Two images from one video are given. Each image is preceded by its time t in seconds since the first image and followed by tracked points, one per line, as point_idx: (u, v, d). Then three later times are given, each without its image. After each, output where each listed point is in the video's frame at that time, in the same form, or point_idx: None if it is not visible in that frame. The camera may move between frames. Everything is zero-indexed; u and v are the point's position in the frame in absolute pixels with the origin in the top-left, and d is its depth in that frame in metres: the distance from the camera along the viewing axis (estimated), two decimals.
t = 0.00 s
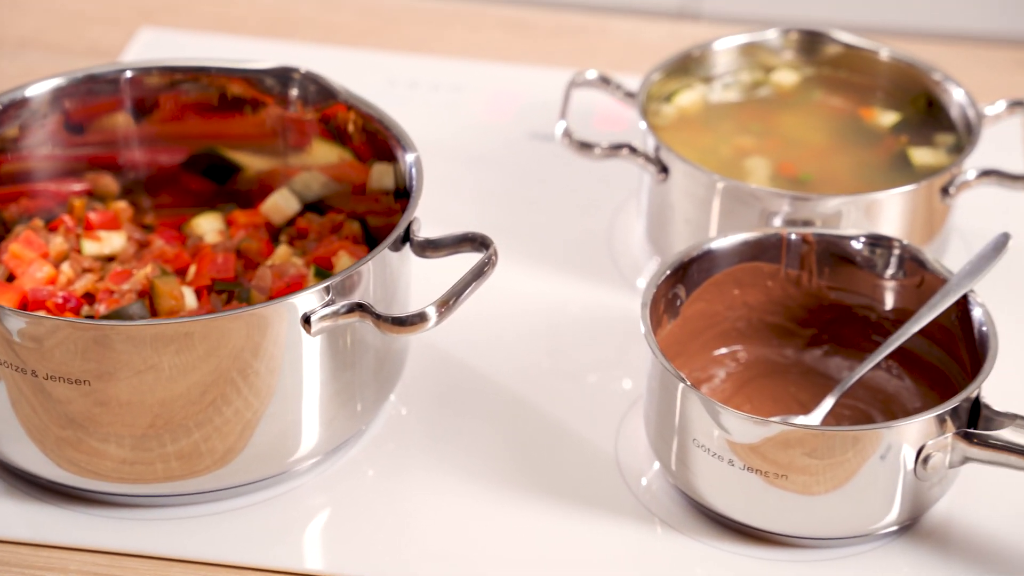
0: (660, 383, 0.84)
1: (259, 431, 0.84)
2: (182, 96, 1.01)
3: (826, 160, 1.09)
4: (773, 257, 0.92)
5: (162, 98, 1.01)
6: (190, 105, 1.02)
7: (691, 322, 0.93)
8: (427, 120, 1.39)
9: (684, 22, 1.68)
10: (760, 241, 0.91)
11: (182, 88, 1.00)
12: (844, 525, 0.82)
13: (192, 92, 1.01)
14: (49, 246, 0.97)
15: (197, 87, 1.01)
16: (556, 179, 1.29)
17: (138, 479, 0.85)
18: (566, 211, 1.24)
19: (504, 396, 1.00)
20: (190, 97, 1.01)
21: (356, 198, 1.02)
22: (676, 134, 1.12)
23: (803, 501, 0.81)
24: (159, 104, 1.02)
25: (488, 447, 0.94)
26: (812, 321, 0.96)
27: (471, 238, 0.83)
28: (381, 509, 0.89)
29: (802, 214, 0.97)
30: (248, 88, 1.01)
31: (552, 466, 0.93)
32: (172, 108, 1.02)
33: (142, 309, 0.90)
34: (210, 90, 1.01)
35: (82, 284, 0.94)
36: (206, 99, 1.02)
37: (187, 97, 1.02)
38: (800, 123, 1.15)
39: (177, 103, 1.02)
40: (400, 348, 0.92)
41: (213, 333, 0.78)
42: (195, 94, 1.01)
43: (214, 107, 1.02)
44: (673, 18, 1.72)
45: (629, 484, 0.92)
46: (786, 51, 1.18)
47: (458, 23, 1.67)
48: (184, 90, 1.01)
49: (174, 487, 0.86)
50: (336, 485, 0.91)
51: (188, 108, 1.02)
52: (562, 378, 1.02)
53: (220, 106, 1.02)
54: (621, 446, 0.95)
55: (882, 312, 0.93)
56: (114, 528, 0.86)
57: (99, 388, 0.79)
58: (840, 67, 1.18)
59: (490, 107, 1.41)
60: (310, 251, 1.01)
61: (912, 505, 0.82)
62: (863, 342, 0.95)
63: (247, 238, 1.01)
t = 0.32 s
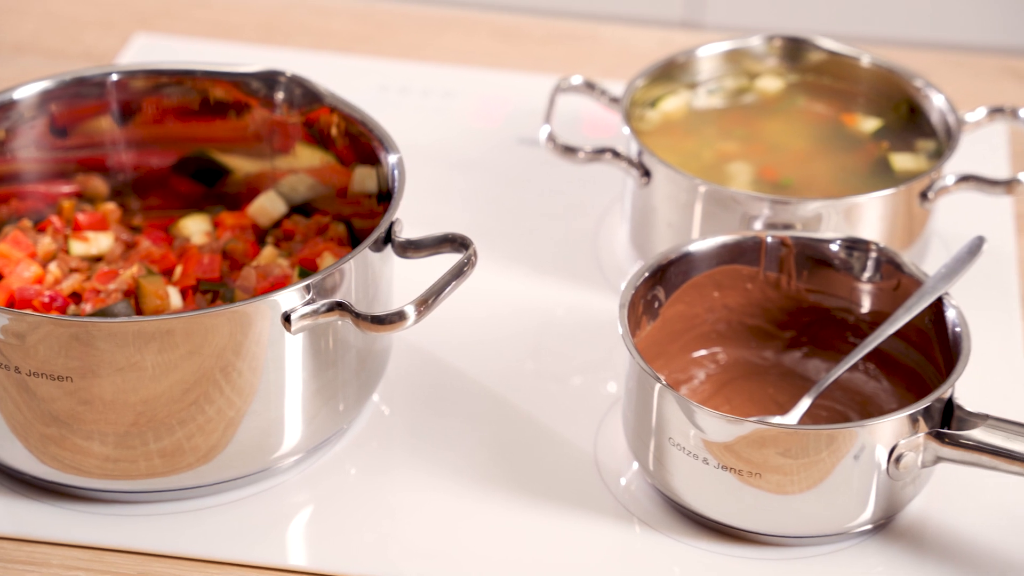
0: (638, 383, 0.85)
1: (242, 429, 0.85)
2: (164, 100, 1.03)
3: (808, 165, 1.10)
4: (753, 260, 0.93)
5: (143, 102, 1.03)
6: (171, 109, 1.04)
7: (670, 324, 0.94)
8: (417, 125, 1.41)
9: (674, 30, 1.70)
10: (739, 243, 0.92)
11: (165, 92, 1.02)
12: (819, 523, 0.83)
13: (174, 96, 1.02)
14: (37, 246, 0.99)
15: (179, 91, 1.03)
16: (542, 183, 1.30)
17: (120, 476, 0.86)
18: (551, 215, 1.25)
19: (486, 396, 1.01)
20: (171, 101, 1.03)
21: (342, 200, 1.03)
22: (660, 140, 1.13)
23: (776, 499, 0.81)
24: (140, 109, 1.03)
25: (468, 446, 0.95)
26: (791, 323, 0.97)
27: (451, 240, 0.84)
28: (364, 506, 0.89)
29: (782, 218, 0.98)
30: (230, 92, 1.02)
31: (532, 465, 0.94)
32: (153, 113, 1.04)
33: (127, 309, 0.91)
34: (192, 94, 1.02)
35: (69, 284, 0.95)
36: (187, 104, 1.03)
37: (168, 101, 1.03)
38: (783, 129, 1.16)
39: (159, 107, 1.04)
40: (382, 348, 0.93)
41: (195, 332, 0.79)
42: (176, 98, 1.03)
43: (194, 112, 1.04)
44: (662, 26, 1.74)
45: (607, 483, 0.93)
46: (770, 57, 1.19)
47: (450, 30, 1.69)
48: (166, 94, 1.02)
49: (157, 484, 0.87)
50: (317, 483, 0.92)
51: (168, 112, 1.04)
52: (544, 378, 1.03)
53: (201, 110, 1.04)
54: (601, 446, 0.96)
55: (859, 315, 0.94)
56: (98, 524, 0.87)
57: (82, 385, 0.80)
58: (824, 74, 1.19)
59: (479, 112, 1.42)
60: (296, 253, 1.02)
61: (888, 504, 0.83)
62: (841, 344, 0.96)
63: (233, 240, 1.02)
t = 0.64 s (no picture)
0: (617, 383, 0.85)
1: (226, 427, 0.86)
2: (147, 104, 1.04)
3: (792, 169, 1.11)
4: (733, 262, 0.94)
5: (127, 105, 1.04)
6: (154, 113, 1.05)
7: (651, 325, 0.95)
8: (408, 129, 1.42)
9: (665, 37, 1.71)
10: (718, 246, 0.93)
11: (149, 96, 1.03)
12: (795, 522, 0.83)
13: (158, 100, 1.04)
14: (26, 246, 1.00)
15: (163, 95, 1.04)
16: (530, 187, 1.31)
17: (105, 472, 0.87)
18: (538, 219, 1.26)
19: (468, 396, 1.02)
20: (154, 105, 1.04)
21: (329, 202, 1.04)
22: (645, 144, 1.14)
23: (752, 498, 0.82)
24: (124, 113, 1.04)
25: (449, 446, 0.96)
26: (771, 325, 0.98)
27: (432, 241, 0.86)
28: (348, 502, 0.90)
29: (762, 221, 0.99)
30: (214, 95, 1.03)
31: (515, 465, 0.95)
32: (137, 116, 1.05)
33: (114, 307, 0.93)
34: (175, 97, 1.03)
35: (57, 283, 0.97)
36: (170, 108, 1.04)
37: (152, 105, 1.04)
38: (768, 134, 1.17)
39: (142, 110, 1.05)
40: (366, 348, 0.94)
41: (178, 330, 0.80)
42: (159, 102, 1.04)
43: (177, 115, 1.05)
44: (654, 34, 1.75)
45: (586, 482, 0.93)
46: (754, 63, 1.20)
47: (443, 37, 1.70)
48: (150, 97, 1.03)
49: (141, 481, 0.88)
50: (300, 481, 0.93)
51: (153, 115, 1.05)
52: (528, 380, 1.04)
53: (184, 114, 1.05)
54: (582, 446, 0.97)
55: (838, 317, 0.95)
56: (82, 520, 0.88)
57: (66, 382, 0.81)
58: (809, 80, 1.20)
59: (470, 118, 1.44)
60: (283, 255, 1.03)
61: (864, 502, 0.84)
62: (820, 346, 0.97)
63: (220, 241, 1.04)
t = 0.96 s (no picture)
0: (597, 382, 0.86)
1: (212, 424, 0.87)
2: (132, 107, 1.06)
3: (776, 173, 1.12)
4: (715, 263, 0.95)
5: (114, 108, 1.05)
6: (139, 116, 1.06)
7: (634, 325, 0.96)
8: (400, 133, 1.43)
9: (657, 44, 1.73)
10: (699, 247, 0.94)
11: (135, 98, 1.05)
12: (774, 519, 0.84)
13: (142, 102, 1.05)
14: (17, 245, 1.01)
15: (147, 98, 1.05)
16: (519, 191, 1.32)
17: (91, 468, 0.88)
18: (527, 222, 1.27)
19: (453, 396, 1.03)
20: (139, 107, 1.06)
21: (317, 203, 1.05)
22: (630, 148, 1.16)
23: (730, 496, 0.83)
24: (110, 115, 1.06)
25: (434, 444, 0.97)
26: (753, 326, 0.99)
27: (416, 240, 0.87)
28: (334, 499, 0.91)
29: (745, 223, 1.00)
30: (199, 98, 1.05)
31: (500, 464, 0.95)
32: (122, 119, 1.07)
33: (101, 305, 0.94)
34: (160, 100, 1.05)
35: (47, 282, 0.98)
36: (154, 111, 1.06)
37: (137, 108, 1.06)
38: (754, 139, 1.19)
39: (127, 113, 1.06)
40: (351, 348, 0.95)
41: (163, 327, 0.81)
42: (144, 104, 1.06)
43: (161, 118, 1.07)
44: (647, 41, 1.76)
45: (569, 480, 0.94)
46: (740, 68, 1.22)
47: (436, 43, 1.72)
48: (136, 100, 1.05)
49: (127, 477, 0.89)
50: (285, 478, 0.94)
51: (139, 117, 1.07)
52: (513, 380, 1.05)
53: (169, 117, 1.07)
54: (565, 445, 0.98)
55: (819, 318, 0.96)
56: (69, 515, 0.89)
57: (52, 378, 0.82)
58: (795, 85, 1.21)
59: (461, 122, 1.45)
60: (271, 255, 1.04)
61: (841, 499, 0.85)
62: (802, 348, 0.98)
63: (209, 241, 1.05)
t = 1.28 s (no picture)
0: (581, 381, 0.87)
1: (199, 422, 0.88)
2: (120, 108, 1.07)
3: (765, 175, 1.13)
4: (699, 264, 0.96)
5: (102, 109, 1.07)
6: (127, 117, 1.08)
7: (620, 325, 0.96)
8: (395, 136, 1.44)
9: (652, 51, 1.74)
10: (683, 248, 0.95)
11: (123, 99, 1.06)
12: (755, 517, 0.85)
13: (130, 103, 1.07)
14: (10, 244, 1.02)
15: (135, 99, 1.07)
16: (510, 194, 1.33)
17: (80, 463, 0.88)
18: (518, 224, 1.28)
19: (441, 394, 1.04)
20: (126, 109, 1.07)
21: (308, 203, 1.06)
22: (619, 151, 1.17)
23: (712, 493, 0.84)
24: (100, 116, 1.07)
25: (421, 442, 0.98)
26: (739, 327, 1.00)
27: (401, 239, 0.88)
28: (321, 495, 0.92)
29: (731, 225, 1.01)
30: (187, 99, 1.07)
31: (487, 462, 0.96)
32: (110, 121, 1.08)
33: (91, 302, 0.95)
34: (147, 101, 1.07)
35: (38, 280, 0.99)
36: (141, 112, 1.07)
37: (125, 109, 1.07)
38: (743, 141, 1.20)
39: (114, 115, 1.08)
40: (339, 346, 0.96)
41: (151, 324, 0.82)
42: (131, 106, 1.07)
43: (147, 120, 1.08)
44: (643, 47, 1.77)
45: (554, 479, 0.95)
46: (729, 72, 1.23)
47: (434, 48, 1.73)
48: (123, 101, 1.06)
49: (116, 472, 0.90)
50: (273, 474, 0.94)
51: (128, 118, 1.08)
52: (501, 380, 1.06)
53: (154, 119, 1.08)
54: (551, 443, 0.99)
55: (802, 319, 0.97)
56: (59, 510, 0.90)
57: (40, 374, 0.83)
58: (784, 89, 1.22)
59: (456, 126, 1.46)
60: (261, 255, 1.05)
61: (821, 498, 0.85)
62: (786, 349, 0.98)
63: (200, 241, 1.06)
